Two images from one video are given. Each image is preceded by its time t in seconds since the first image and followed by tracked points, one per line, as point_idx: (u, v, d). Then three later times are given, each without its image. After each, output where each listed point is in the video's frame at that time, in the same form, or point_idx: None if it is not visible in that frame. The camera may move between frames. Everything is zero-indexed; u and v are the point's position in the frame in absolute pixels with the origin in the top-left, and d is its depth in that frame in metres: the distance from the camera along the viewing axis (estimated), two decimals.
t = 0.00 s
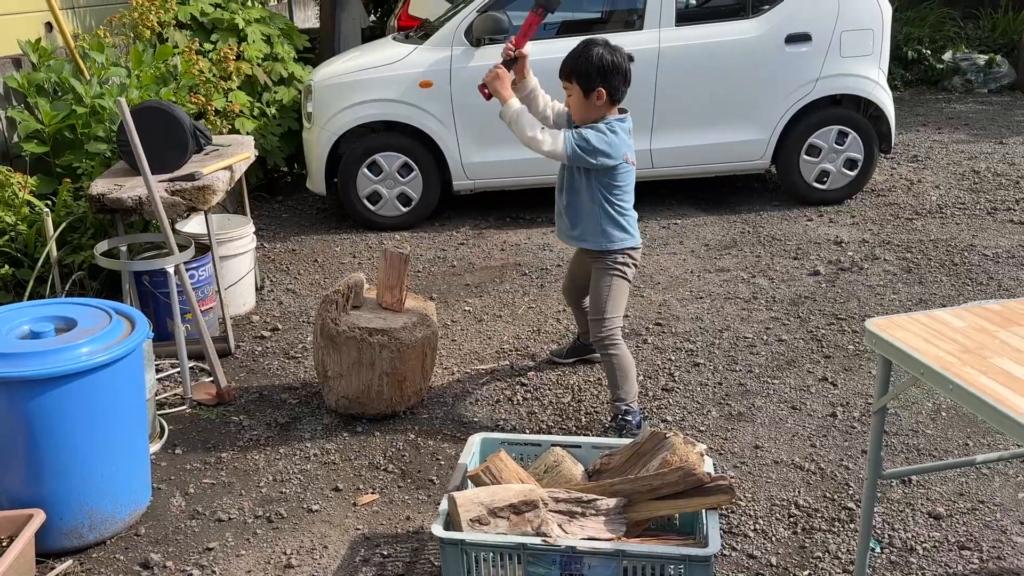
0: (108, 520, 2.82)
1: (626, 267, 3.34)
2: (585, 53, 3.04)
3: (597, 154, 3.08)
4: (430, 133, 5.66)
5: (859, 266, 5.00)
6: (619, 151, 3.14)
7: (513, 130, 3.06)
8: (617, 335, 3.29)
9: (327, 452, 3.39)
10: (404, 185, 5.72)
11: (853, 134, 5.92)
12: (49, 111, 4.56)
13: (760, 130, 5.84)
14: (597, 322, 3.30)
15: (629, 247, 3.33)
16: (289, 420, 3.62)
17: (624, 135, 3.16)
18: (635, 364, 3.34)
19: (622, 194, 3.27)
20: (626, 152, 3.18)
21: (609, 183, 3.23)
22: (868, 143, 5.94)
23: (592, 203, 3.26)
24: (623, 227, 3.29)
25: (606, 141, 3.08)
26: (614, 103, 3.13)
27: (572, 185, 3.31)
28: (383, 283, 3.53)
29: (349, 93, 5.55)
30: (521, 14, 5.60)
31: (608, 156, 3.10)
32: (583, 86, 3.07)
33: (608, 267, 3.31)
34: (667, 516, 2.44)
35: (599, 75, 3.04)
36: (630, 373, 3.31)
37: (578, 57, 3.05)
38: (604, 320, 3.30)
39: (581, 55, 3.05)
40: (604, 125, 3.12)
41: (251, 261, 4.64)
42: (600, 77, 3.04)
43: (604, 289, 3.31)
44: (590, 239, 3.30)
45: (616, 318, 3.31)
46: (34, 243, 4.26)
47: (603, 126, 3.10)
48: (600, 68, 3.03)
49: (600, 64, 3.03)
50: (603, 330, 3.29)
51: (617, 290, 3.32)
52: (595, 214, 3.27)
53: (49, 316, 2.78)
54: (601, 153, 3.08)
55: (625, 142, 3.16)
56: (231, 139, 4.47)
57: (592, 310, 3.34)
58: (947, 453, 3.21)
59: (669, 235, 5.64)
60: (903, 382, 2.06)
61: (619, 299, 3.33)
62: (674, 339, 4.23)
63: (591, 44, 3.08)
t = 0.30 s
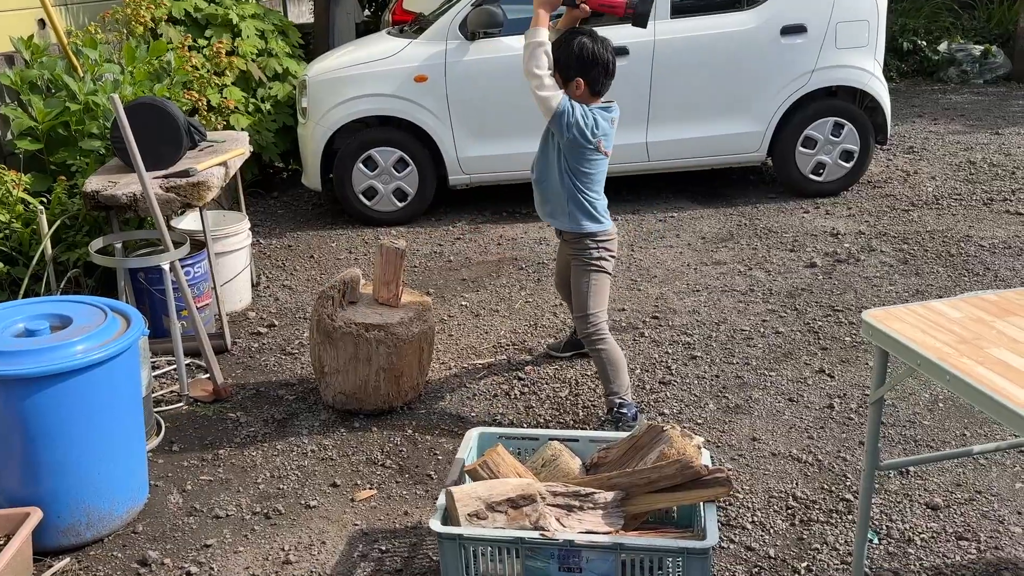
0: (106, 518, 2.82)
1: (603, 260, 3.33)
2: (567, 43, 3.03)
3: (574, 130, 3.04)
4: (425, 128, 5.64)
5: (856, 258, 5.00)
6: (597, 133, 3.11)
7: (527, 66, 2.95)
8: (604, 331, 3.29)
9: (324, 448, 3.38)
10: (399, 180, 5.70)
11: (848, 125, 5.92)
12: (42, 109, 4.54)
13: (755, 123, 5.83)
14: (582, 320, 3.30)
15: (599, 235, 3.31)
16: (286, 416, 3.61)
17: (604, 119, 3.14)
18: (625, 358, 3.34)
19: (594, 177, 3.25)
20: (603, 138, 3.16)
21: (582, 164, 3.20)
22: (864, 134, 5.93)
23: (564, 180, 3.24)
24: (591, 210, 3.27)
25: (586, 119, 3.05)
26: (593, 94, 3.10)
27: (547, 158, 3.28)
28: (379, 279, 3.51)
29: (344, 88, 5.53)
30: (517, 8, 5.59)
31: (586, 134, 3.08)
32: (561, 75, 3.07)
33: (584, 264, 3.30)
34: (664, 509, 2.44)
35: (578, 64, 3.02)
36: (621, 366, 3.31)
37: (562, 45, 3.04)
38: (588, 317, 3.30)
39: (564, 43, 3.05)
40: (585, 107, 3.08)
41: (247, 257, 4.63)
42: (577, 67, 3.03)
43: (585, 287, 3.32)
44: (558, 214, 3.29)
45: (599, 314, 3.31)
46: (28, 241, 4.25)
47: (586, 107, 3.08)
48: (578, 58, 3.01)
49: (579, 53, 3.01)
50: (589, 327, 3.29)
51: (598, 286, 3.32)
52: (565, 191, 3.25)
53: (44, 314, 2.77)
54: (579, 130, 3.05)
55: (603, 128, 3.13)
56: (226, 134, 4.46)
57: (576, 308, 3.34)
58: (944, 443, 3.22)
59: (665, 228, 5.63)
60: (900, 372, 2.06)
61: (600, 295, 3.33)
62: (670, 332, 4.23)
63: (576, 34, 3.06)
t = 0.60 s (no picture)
0: (103, 511, 2.82)
1: (631, 251, 3.40)
2: (526, 61, 3.05)
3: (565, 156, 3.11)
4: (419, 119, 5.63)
5: (851, 246, 5.00)
6: (579, 146, 3.16)
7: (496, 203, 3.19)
8: (613, 317, 3.31)
9: (321, 440, 3.39)
10: (394, 171, 5.69)
11: (844, 113, 5.90)
12: (34, 102, 4.50)
13: (750, 111, 5.83)
14: (594, 303, 3.31)
15: (628, 223, 3.41)
16: (282, 409, 3.61)
17: (578, 126, 3.18)
18: (628, 346, 3.35)
19: (602, 178, 3.31)
20: (586, 141, 3.21)
21: (586, 176, 3.27)
22: (859, 122, 5.93)
23: (581, 201, 3.32)
24: (615, 208, 3.36)
25: (563, 146, 3.10)
26: (564, 101, 3.14)
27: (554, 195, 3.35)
28: (375, 270, 3.50)
29: (337, 79, 5.51)
30: None
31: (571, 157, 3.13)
32: (529, 92, 3.09)
33: (614, 252, 3.37)
34: (661, 498, 2.45)
35: (542, 79, 3.06)
36: (624, 354, 3.32)
37: (522, 62, 3.05)
38: (601, 301, 3.31)
39: (523, 61, 3.05)
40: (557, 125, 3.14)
41: (242, 250, 4.62)
42: (543, 81, 3.05)
43: (604, 271, 3.35)
44: (589, 233, 3.38)
45: (614, 300, 3.33)
46: (22, 235, 4.23)
47: (556, 129, 3.12)
48: (542, 72, 3.04)
49: (541, 68, 3.03)
50: (599, 311, 3.30)
51: (619, 273, 3.36)
52: (586, 211, 3.33)
53: (38, 308, 2.76)
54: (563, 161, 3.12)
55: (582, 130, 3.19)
56: (220, 126, 4.44)
57: (591, 292, 3.36)
58: (940, 430, 3.23)
59: (661, 218, 5.63)
60: (894, 359, 2.06)
61: (620, 283, 3.36)
62: (666, 321, 4.23)
63: (531, 47, 3.07)
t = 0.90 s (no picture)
0: (100, 502, 2.82)
1: (647, 248, 3.42)
2: (491, 114, 3.01)
3: (563, 191, 3.14)
4: (414, 109, 5.61)
5: (847, 234, 5.00)
6: (570, 174, 3.17)
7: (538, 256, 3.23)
8: (615, 306, 3.29)
9: (318, 429, 3.38)
10: (390, 161, 5.67)
11: (840, 101, 5.91)
12: (26, 93, 4.47)
13: (747, 99, 5.82)
14: (598, 290, 3.30)
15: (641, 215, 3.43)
16: (279, 399, 3.61)
17: (561, 155, 3.17)
18: (629, 335, 3.34)
19: (605, 188, 3.33)
20: (574, 164, 3.21)
21: (590, 194, 3.29)
22: (856, 110, 5.92)
23: (596, 219, 3.35)
24: (628, 209, 3.38)
25: (556, 184, 3.12)
26: (538, 138, 3.10)
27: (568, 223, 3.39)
28: (373, 267, 3.40)
29: (332, 69, 5.49)
30: None
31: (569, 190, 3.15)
32: (504, 140, 3.05)
33: (628, 244, 3.37)
34: (658, 484, 2.45)
35: (513, 129, 3.02)
36: (624, 343, 3.31)
37: (489, 113, 3.02)
38: (608, 288, 3.29)
39: (489, 112, 3.02)
40: (543, 164, 3.14)
41: (237, 240, 4.60)
42: (514, 128, 3.01)
43: (615, 262, 3.35)
44: (611, 243, 3.41)
45: (620, 290, 3.31)
46: (16, 227, 4.21)
47: (544, 170, 3.13)
48: (511, 120, 3.00)
49: (508, 117, 3.00)
50: (604, 298, 3.28)
51: (631, 265, 3.35)
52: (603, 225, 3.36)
53: (32, 300, 2.75)
54: (561, 198, 3.14)
55: (564, 157, 3.18)
56: (214, 116, 4.41)
57: (599, 279, 3.35)
58: (936, 416, 3.24)
59: (658, 206, 5.63)
60: (892, 345, 2.06)
61: (631, 275, 3.35)
62: (663, 310, 4.23)
63: (494, 96, 3.05)
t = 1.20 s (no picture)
0: (98, 494, 2.82)
1: (637, 235, 3.41)
2: (490, 91, 3.00)
3: (559, 172, 3.13)
4: (410, 99, 5.59)
5: (844, 223, 5.00)
6: (566, 156, 3.17)
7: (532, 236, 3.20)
8: (610, 297, 3.29)
9: (317, 421, 3.38)
10: (386, 151, 5.66)
11: (837, 90, 5.91)
12: (21, 84, 4.47)
13: (744, 89, 5.80)
14: (593, 282, 3.30)
15: (634, 203, 3.42)
16: (277, 390, 3.61)
17: (558, 137, 3.18)
18: (625, 325, 3.35)
19: (600, 173, 3.32)
20: (570, 146, 3.21)
21: (585, 179, 3.29)
22: (852, 99, 5.92)
23: (589, 204, 3.34)
24: (622, 195, 3.37)
25: (552, 164, 3.12)
26: (536, 117, 3.11)
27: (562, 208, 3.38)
28: (366, 258, 3.42)
29: (327, 59, 5.47)
30: None
31: (564, 172, 3.15)
32: (502, 119, 3.04)
33: (619, 233, 3.37)
34: (655, 474, 2.46)
35: (512, 106, 3.02)
36: (619, 333, 3.31)
37: (487, 92, 3.01)
38: (600, 279, 3.31)
39: (488, 90, 3.01)
40: (540, 145, 3.14)
41: (233, 232, 4.59)
42: (513, 106, 3.01)
43: (607, 252, 3.35)
44: (604, 230, 3.40)
45: (612, 282, 3.32)
46: (12, 218, 4.20)
47: (541, 150, 3.13)
48: (510, 98, 3.00)
49: (508, 95, 2.99)
50: (596, 290, 3.29)
51: (622, 255, 3.36)
52: (597, 211, 3.35)
53: (29, 292, 2.75)
54: (557, 179, 3.14)
55: (561, 138, 3.19)
56: (210, 107, 4.40)
57: (591, 270, 3.36)
58: (933, 404, 3.25)
59: (655, 197, 5.62)
60: (888, 334, 2.06)
61: (622, 265, 3.35)
62: (661, 300, 4.23)
63: (493, 74, 3.03)
